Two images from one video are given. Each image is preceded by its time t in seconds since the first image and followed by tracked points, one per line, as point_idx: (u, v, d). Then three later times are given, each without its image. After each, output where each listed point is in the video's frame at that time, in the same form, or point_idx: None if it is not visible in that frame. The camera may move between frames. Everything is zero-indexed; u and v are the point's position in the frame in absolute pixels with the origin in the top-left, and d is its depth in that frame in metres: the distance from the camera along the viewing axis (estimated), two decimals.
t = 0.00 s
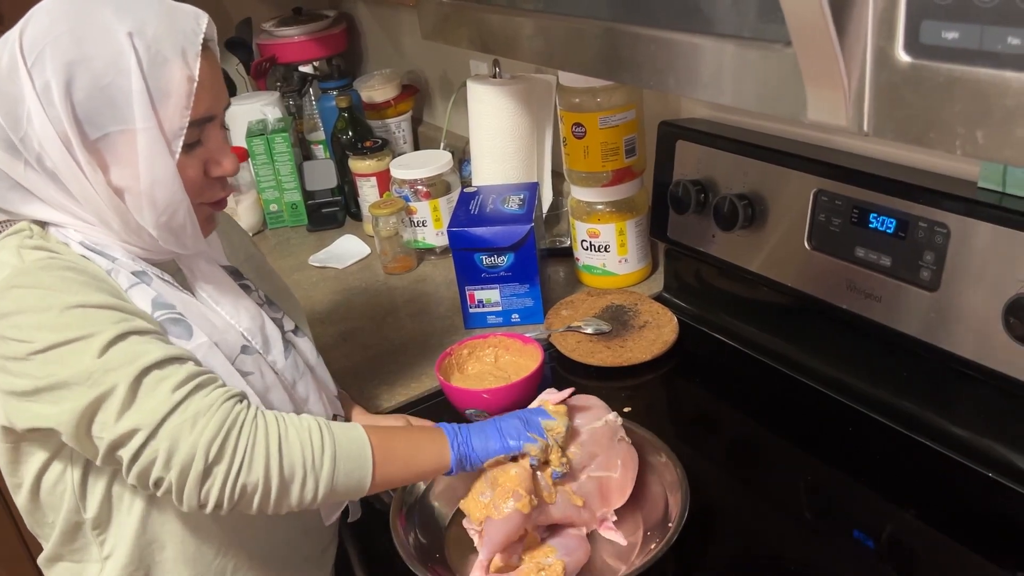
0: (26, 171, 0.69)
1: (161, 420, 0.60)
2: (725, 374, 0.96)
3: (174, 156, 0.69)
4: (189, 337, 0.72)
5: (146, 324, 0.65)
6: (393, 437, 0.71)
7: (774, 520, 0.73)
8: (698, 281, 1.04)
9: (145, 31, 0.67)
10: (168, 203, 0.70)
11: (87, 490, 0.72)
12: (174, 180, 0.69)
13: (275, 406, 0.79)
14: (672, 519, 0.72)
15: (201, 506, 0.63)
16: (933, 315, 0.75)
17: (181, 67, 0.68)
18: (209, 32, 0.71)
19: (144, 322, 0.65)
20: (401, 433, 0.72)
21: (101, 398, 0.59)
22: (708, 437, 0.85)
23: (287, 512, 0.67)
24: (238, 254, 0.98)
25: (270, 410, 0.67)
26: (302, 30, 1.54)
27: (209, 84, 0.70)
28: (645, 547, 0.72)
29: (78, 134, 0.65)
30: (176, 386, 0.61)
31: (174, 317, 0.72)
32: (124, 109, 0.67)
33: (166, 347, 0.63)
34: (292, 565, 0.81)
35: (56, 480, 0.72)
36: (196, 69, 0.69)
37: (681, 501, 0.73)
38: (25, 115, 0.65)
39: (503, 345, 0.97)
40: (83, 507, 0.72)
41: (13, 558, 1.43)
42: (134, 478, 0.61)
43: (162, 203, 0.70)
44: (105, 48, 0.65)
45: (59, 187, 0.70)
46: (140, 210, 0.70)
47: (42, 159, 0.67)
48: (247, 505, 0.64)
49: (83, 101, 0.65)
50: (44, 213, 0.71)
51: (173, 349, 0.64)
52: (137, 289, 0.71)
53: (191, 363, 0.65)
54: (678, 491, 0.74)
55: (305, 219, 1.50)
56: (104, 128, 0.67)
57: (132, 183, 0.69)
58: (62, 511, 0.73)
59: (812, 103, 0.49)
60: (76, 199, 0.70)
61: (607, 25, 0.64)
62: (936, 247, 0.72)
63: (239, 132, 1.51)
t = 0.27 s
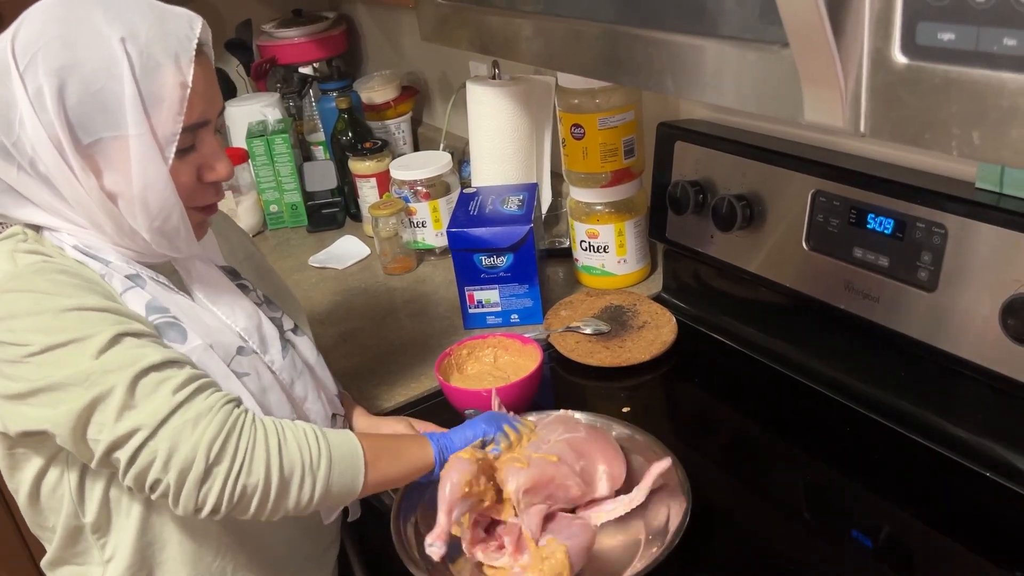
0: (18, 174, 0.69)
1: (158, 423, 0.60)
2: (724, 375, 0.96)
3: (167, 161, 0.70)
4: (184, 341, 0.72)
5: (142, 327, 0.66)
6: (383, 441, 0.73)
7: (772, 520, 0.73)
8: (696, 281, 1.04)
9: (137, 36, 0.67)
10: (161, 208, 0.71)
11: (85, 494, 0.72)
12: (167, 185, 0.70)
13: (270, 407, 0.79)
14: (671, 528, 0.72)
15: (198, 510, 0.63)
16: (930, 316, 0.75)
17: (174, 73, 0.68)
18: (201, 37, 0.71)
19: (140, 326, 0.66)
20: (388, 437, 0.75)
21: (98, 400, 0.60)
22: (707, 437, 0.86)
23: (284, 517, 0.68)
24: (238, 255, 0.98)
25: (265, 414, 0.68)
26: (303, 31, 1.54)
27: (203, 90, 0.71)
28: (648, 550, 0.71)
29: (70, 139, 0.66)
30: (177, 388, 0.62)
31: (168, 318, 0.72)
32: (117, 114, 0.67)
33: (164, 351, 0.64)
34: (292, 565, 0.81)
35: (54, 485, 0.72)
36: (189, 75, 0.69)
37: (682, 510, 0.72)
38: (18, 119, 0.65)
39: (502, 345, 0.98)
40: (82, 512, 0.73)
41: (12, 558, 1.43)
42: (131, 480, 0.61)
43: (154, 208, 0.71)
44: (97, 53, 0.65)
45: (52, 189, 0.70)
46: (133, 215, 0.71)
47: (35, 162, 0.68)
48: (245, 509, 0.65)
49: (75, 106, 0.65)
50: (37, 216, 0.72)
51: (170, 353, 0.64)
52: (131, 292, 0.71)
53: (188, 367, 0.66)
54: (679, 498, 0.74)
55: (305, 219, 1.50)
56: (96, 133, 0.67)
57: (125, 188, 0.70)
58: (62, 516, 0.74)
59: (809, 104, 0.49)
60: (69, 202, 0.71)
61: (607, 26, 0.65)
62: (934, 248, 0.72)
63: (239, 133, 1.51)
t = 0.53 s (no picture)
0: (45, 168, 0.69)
1: (146, 433, 0.60)
2: (724, 376, 0.96)
3: (196, 157, 0.70)
4: (200, 340, 0.71)
5: (146, 331, 0.65)
6: (383, 441, 0.70)
7: (773, 521, 0.73)
8: (696, 282, 1.04)
9: (175, 33, 0.67)
10: (188, 204, 0.71)
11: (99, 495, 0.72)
12: (196, 182, 0.70)
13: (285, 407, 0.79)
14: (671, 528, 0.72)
15: (188, 523, 0.63)
16: (930, 316, 0.75)
17: (208, 71, 0.69)
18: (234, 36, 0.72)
19: (145, 330, 0.65)
20: (394, 435, 0.71)
21: (95, 409, 0.60)
22: (707, 438, 0.86)
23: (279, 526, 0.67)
24: (238, 256, 0.98)
25: (256, 425, 0.66)
26: (302, 32, 1.54)
27: (233, 86, 0.71)
28: (648, 552, 0.72)
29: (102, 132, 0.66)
30: (167, 399, 0.61)
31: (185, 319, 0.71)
32: (152, 108, 0.67)
33: (163, 357, 0.63)
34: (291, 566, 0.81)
35: (67, 484, 0.72)
36: (222, 73, 0.70)
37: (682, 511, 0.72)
38: (49, 112, 0.66)
39: (502, 346, 0.98)
40: (96, 510, 0.73)
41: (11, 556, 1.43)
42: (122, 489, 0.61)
43: (182, 204, 0.71)
44: (135, 49, 0.66)
45: (79, 184, 0.70)
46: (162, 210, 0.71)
47: (64, 155, 0.68)
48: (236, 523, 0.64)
49: (111, 100, 0.66)
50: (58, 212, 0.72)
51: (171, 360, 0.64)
52: (148, 291, 0.71)
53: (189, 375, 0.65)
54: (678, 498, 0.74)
55: (305, 220, 1.50)
56: (130, 127, 0.67)
57: (154, 183, 0.70)
58: (74, 514, 0.74)
59: (809, 105, 0.49)
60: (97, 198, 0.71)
61: (606, 27, 0.65)
62: (934, 249, 0.72)
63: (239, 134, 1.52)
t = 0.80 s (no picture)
0: (91, 168, 0.69)
1: (173, 433, 0.60)
2: (723, 376, 0.96)
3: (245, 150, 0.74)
4: (229, 340, 0.73)
5: (172, 330, 0.65)
6: (389, 382, 0.70)
7: (772, 523, 0.73)
8: (696, 282, 1.04)
9: (229, 33, 0.69)
10: (236, 196, 0.74)
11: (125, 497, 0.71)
12: (244, 177, 0.74)
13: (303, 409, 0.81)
14: (672, 527, 0.72)
15: (225, 520, 0.64)
16: (930, 317, 0.75)
17: (257, 69, 0.72)
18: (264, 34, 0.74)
19: (176, 328, 0.65)
20: (400, 376, 0.71)
21: (124, 412, 0.59)
22: (707, 439, 0.85)
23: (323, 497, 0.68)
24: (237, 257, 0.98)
25: (271, 410, 0.65)
26: (301, 32, 1.54)
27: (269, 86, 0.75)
28: (647, 554, 0.71)
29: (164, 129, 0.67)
30: (182, 403, 0.60)
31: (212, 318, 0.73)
32: (212, 104, 0.69)
33: (187, 356, 0.63)
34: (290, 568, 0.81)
35: (92, 487, 0.71)
36: (266, 69, 0.73)
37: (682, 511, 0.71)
38: (106, 109, 0.66)
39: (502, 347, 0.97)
40: (121, 510, 0.72)
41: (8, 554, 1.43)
42: (153, 493, 0.62)
43: (232, 197, 0.74)
44: (196, 47, 0.67)
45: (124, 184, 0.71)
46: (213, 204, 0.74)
47: (116, 154, 0.68)
48: (281, 508, 0.65)
49: (175, 96, 0.67)
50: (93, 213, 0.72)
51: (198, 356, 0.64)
52: (177, 292, 0.73)
53: (213, 369, 0.64)
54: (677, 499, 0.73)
55: (304, 221, 1.49)
56: (190, 122, 0.69)
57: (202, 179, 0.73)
58: (98, 514, 0.73)
59: (809, 105, 0.49)
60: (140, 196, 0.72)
61: (606, 27, 0.64)
62: (934, 249, 0.72)
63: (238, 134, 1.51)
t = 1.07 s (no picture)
0: (109, 169, 0.68)
1: (266, 409, 0.61)
2: (722, 377, 0.95)
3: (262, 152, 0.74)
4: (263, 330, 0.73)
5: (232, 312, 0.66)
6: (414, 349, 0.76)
7: (771, 524, 0.73)
8: (695, 284, 1.04)
9: (247, 35, 0.69)
10: (252, 198, 0.75)
11: (158, 493, 0.71)
12: (261, 179, 0.74)
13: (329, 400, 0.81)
14: (670, 530, 0.71)
15: (317, 481, 0.65)
16: (930, 319, 0.75)
17: (274, 72, 0.72)
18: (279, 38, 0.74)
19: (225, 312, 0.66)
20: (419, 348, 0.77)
21: (205, 394, 0.60)
22: (706, 440, 0.85)
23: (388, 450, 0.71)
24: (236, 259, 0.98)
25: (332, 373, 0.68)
26: (301, 33, 1.53)
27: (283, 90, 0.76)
28: (647, 556, 0.71)
29: (184, 131, 0.67)
30: (274, 370, 0.62)
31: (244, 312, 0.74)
32: (229, 109, 0.69)
33: (256, 334, 0.64)
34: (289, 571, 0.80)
35: (121, 487, 0.70)
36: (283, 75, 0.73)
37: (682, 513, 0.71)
38: (123, 111, 0.66)
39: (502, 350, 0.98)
40: (153, 509, 0.71)
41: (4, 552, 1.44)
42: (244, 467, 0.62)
43: (246, 201, 0.75)
44: (214, 49, 0.67)
45: (140, 186, 0.70)
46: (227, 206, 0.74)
47: (133, 155, 0.68)
48: (362, 460, 0.67)
49: (195, 99, 0.67)
50: (111, 214, 0.71)
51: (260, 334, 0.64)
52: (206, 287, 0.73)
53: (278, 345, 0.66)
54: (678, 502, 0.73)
55: (303, 222, 1.49)
56: (207, 125, 0.69)
57: (218, 182, 0.73)
58: (128, 515, 0.71)
59: (808, 106, 0.49)
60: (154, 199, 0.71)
61: (605, 28, 0.64)
62: (934, 250, 0.72)
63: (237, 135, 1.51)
